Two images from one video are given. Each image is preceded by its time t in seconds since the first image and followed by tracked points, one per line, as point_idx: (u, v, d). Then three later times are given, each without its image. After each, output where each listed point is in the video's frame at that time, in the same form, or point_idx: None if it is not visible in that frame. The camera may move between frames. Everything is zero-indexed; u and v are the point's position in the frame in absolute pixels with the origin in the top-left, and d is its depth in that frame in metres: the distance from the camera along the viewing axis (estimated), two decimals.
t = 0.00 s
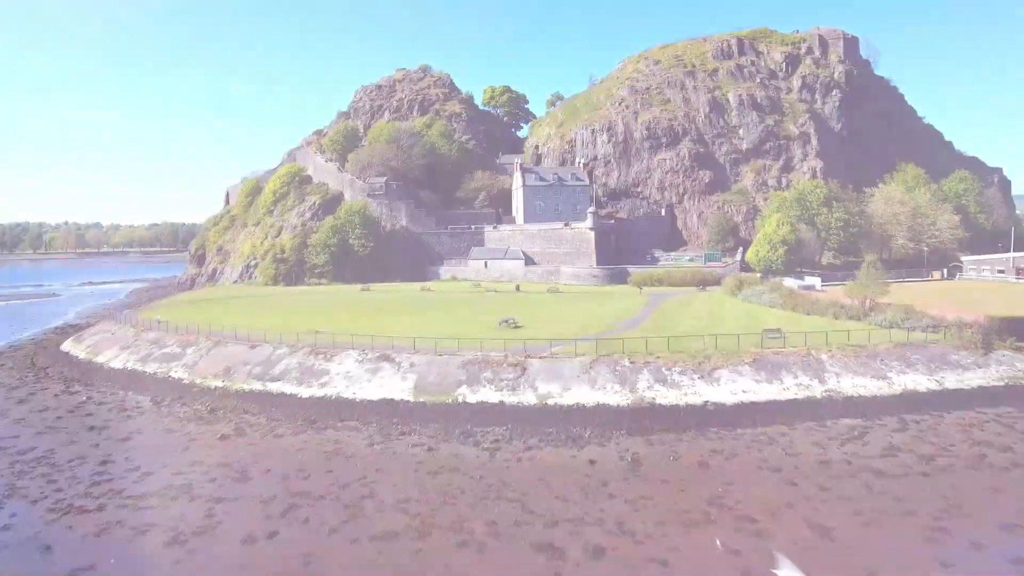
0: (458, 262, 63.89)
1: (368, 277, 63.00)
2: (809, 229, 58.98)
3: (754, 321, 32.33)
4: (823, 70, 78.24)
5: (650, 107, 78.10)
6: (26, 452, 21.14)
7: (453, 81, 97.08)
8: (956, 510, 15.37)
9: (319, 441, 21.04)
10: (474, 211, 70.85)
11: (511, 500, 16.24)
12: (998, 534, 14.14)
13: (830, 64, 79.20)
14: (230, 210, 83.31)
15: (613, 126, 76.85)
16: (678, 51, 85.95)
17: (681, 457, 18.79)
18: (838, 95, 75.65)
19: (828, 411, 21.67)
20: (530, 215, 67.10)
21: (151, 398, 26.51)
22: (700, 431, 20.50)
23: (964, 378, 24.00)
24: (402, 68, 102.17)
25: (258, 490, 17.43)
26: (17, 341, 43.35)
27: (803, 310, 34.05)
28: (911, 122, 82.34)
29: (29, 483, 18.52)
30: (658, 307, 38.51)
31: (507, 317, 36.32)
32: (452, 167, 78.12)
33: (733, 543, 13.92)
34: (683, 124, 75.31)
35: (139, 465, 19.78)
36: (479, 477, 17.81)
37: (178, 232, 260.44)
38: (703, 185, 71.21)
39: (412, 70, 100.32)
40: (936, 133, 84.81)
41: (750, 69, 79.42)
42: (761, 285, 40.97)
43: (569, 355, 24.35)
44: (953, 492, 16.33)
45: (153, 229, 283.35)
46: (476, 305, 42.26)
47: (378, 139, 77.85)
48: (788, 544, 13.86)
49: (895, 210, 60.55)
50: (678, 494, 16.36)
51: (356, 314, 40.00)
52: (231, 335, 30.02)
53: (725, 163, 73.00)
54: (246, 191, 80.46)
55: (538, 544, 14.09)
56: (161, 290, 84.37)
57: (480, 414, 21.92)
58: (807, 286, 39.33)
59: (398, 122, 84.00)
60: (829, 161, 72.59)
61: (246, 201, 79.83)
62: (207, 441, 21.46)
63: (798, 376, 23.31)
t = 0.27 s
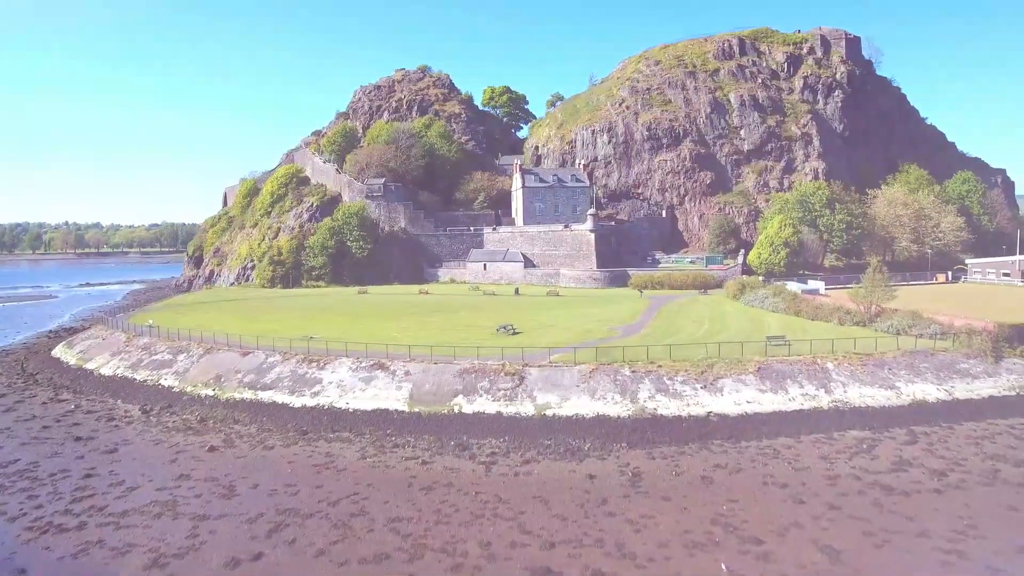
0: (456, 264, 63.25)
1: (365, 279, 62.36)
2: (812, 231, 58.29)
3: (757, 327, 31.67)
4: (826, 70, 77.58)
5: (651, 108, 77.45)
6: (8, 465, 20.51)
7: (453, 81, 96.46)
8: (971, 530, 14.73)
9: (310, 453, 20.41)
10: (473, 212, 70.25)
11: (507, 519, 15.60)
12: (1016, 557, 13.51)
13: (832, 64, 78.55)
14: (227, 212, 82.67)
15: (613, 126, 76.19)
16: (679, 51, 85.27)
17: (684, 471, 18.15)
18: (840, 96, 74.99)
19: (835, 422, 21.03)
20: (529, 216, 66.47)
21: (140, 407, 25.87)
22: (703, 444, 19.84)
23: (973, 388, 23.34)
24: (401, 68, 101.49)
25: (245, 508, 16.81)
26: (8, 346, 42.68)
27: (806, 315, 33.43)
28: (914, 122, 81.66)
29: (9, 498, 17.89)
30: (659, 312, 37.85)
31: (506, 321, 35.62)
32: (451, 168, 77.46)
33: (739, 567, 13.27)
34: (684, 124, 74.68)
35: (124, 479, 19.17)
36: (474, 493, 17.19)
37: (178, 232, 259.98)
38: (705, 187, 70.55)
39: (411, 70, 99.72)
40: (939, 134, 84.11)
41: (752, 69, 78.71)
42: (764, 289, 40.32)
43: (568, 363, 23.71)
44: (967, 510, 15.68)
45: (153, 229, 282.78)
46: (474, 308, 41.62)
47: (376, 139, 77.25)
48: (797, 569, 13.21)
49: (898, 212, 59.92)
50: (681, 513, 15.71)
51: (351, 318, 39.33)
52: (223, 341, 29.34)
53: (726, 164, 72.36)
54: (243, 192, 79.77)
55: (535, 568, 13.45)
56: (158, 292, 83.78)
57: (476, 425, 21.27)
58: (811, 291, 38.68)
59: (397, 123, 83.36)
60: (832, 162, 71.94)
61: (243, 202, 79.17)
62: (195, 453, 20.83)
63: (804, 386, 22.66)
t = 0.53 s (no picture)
0: (455, 266, 62.62)
1: (363, 282, 61.73)
2: (815, 233, 57.56)
3: (760, 333, 30.97)
4: (828, 71, 76.92)
5: (652, 108, 76.79)
6: None
7: (452, 82, 95.86)
8: (988, 552, 14.04)
9: (300, 467, 19.77)
10: (472, 214, 69.62)
11: (502, 540, 14.93)
12: None
13: (834, 64, 77.89)
14: (225, 213, 82.05)
15: (613, 127, 75.50)
16: (680, 51, 84.59)
17: (687, 487, 17.48)
18: (843, 96, 74.33)
19: (843, 435, 20.34)
20: (529, 218, 65.79)
21: (128, 417, 25.21)
22: (706, 457, 19.15)
23: (984, 398, 22.61)
24: (400, 68, 100.96)
25: (230, 526, 16.16)
26: None
27: (810, 321, 32.73)
28: (917, 123, 80.96)
29: None
30: (660, 316, 37.12)
31: (504, 325, 34.89)
32: (450, 169, 76.79)
33: None
34: (685, 125, 74.02)
35: (106, 494, 18.50)
36: (468, 511, 16.52)
37: (177, 233, 259.60)
38: (706, 188, 69.87)
39: (410, 71, 99.16)
40: (943, 134, 83.37)
41: (753, 70, 78.02)
42: (766, 293, 39.61)
43: (567, 373, 23.03)
44: (983, 531, 14.99)
45: (152, 229, 282.32)
46: (472, 313, 40.94)
47: (374, 140, 76.63)
48: None
49: (901, 214, 59.25)
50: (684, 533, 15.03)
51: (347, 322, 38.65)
52: (214, 348, 28.66)
53: (727, 165, 71.68)
54: (240, 193, 79.11)
55: None
56: (155, 294, 83.15)
57: (472, 438, 20.59)
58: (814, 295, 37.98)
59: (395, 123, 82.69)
60: (835, 163, 71.23)
61: (240, 203, 78.52)
62: (182, 467, 20.18)
63: (810, 396, 21.97)
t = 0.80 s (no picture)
0: (453, 269, 61.94)
1: (361, 285, 61.08)
2: (817, 234, 56.89)
3: (763, 339, 30.27)
4: (829, 71, 76.24)
5: (652, 109, 76.09)
6: None
7: (451, 82, 95.21)
8: None
9: (289, 482, 19.10)
10: (471, 216, 68.93)
11: (497, 563, 14.24)
12: None
13: (836, 64, 77.20)
14: (221, 215, 81.37)
15: (613, 128, 74.82)
16: (680, 51, 83.89)
17: (690, 505, 16.78)
18: (845, 96, 73.65)
19: (851, 448, 19.65)
20: (528, 219, 65.16)
21: (114, 427, 24.52)
22: (710, 472, 18.46)
23: (996, 408, 21.91)
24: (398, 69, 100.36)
25: (213, 548, 15.48)
26: None
27: (815, 327, 32.03)
28: (920, 124, 80.28)
29: None
30: (661, 321, 36.37)
31: (502, 330, 34.16)
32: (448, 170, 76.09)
33: None
34: (686, 126, 73.32)
35: (87, 512, 17.82)
36: (462, 530, 15.83)
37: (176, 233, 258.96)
38: (707, 190, 69.19)
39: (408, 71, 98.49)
40: (945, 135, 82.69)
41: (755, 70, 77.31)
42: (769, 297, 38.90)
43: (565, 382, 22.35)
44: (1001, 553, 14.29)
45: (151, 230, 281.82)
46: (470, 317, 40.25)
47: (372, 142, 75.95)
48: None
49: (905, 215, 58.61)
50: (687, 556, 14.34)
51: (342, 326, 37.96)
52: (204, 356, 27.99)
53: (729, 166, 71.00)
54: (237, 195, 78.40)
55: None
56: (152, 297, 82.50)
57: (467, 451, 19.91)
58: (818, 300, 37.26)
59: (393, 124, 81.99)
60: (837, 164, 70.53)
61: (236, 205, 77.84)
62: (167, 482, 19.51)
63: (816, 407, 21.29)
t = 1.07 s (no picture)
0: (451, 271, 61.25)
1: (358, 287, 60.42)
2: (820, 236, 56.21)
3: (766, 345, 29.60)
4: (832, 71, 75.51)
5: (652, 109, 75.36)
6: None
7: (449, 82, 94.50)
8: None
9: (276, 498, 18.39)
10: (469, 217, 68.19)
11: None
12: None
13: (838, 64, 76.45)
14: (218, 216, 80.66)
15: (613, 128, 74.10)
16: (681, 51, 83.14)
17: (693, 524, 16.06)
18: (847, 97, 72.93)
19: (859, 463, 18.95)
20: (527, 221, 64.54)
21: (100, 438, 23.82)
22: (714, 488, 17.74)
23: (1009, 420, 21.18)
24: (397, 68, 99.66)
25: (194, 571, 14.78)
26: None
27: (819, 333, 31.35)
28: (922, 124, 79.57)
29: None
30: (661, 326, 35.64)
31: (499, 336, 33.40)
32: (447, 171, 75.38)
33: None
34: (687, 126, 72.61)
35: (65, 530, 17.12)
36: (455, 552, 15.11)
37: (175, 233, 258.38)
38: (708, 191, 68.54)
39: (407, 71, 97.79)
40: (948, 135, 81.97)
41: (756, 70, 76.60)
42: (772, 301, 38.21)
43: (564, 393, 21.65)
44: None
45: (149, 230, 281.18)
46: (467, 321, 39.55)
47: (370, 142, 75.24)
48: None
49: (908, 218, 57.98)
50: None
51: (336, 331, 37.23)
52: (193, 363, 27.28)
53: (730, 167, 70.29)
54: (234, 196, 77.62)
55: None
56: (148, 298, 81.82)
57: (462, 466, 19.21)
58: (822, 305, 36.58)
59: (391, 125, 81.29)
60: (839, 165, 69.81)
61: (233, 206, 77.11)
62: (150, 498, 18.80)
63: (823, 420, 20.59)
